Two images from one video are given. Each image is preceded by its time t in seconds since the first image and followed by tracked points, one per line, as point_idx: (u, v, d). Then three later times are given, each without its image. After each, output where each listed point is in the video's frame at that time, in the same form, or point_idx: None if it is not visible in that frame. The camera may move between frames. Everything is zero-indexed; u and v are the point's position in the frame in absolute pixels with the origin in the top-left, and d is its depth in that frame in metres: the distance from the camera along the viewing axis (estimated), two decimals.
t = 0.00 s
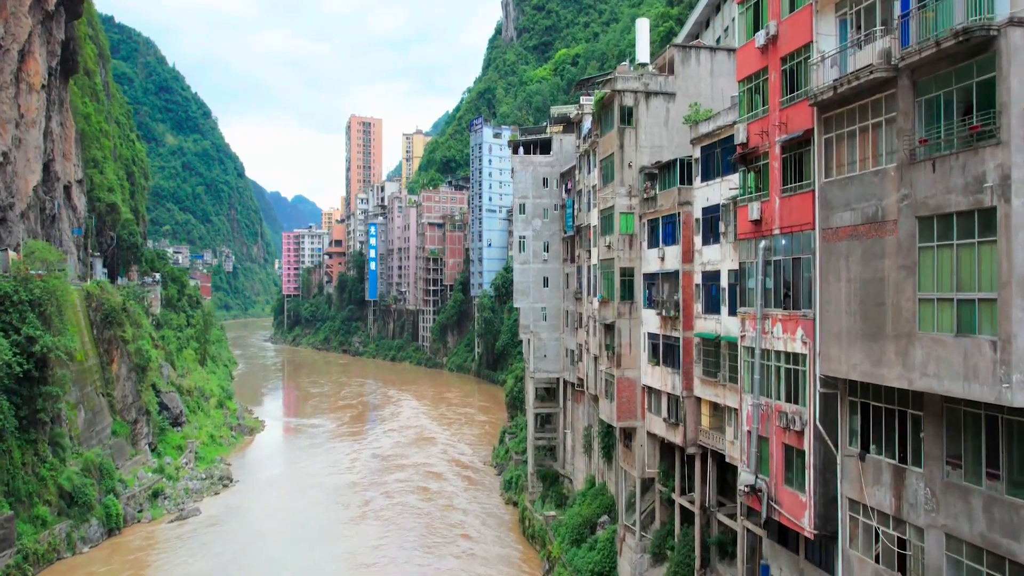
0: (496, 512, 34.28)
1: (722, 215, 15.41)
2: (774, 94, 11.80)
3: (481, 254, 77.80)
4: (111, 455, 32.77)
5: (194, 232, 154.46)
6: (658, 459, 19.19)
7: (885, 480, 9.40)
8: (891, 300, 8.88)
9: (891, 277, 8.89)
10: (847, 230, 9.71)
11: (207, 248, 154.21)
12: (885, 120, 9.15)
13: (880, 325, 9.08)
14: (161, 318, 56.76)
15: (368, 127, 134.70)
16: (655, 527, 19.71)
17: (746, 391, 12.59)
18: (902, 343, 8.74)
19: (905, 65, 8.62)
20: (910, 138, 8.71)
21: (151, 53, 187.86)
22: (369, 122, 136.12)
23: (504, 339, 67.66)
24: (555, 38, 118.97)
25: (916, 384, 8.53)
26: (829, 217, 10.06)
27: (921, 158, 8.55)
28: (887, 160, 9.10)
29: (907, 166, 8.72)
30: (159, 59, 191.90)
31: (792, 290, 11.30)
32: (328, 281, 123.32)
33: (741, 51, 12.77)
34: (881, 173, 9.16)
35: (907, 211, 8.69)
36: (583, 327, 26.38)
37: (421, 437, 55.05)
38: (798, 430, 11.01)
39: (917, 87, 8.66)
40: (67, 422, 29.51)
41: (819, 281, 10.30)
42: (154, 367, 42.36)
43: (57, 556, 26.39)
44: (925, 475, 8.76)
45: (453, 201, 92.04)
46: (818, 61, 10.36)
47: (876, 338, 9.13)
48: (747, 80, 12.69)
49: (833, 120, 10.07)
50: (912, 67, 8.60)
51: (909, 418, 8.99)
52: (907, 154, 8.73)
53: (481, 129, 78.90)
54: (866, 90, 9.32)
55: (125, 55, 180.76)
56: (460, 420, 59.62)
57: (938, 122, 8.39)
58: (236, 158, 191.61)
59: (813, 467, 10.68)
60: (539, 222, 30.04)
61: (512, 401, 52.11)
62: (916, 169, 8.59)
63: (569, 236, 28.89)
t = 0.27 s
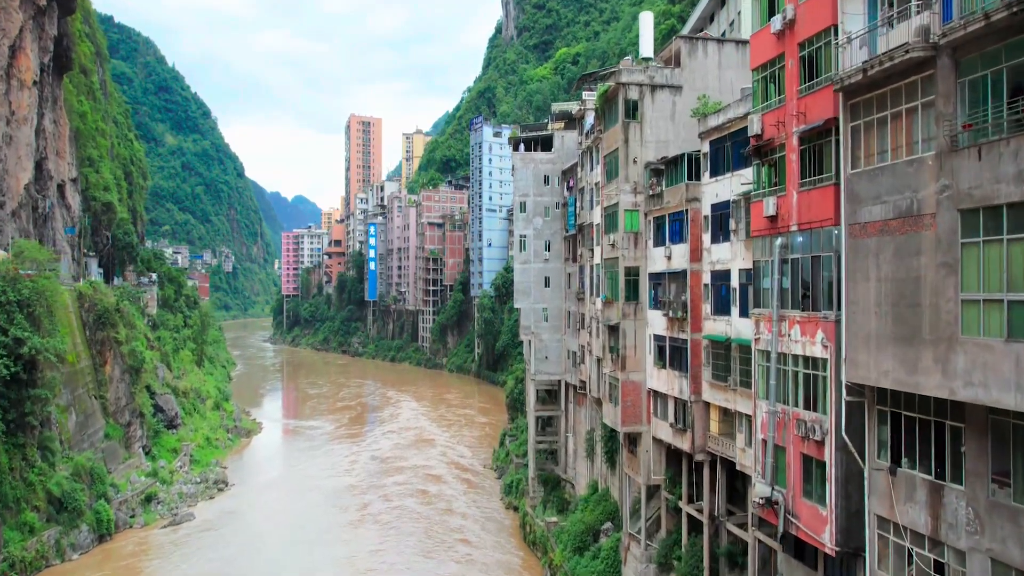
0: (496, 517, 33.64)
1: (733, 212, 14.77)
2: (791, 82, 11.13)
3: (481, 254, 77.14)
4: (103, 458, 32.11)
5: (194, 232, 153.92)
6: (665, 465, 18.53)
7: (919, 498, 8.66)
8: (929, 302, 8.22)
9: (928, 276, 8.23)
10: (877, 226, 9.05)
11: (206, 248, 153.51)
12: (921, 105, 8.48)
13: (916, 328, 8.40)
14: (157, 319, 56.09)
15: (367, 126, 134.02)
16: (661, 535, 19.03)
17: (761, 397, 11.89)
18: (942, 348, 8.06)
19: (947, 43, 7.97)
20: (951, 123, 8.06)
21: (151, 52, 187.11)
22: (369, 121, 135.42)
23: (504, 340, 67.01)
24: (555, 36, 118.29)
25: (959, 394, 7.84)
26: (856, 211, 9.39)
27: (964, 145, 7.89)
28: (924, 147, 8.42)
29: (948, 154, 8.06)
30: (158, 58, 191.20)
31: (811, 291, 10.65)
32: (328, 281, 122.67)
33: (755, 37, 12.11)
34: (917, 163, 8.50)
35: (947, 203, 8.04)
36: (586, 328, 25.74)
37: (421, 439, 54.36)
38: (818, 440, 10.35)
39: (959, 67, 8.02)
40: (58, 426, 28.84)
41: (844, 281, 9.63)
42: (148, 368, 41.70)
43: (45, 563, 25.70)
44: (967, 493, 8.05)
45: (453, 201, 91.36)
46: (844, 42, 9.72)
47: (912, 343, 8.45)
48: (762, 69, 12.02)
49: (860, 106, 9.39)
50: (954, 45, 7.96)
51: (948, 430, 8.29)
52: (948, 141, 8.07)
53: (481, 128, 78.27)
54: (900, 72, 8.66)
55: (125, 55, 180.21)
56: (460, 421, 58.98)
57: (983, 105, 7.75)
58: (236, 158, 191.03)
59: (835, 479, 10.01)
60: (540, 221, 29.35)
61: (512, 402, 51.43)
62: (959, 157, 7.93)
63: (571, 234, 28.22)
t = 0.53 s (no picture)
0: (496, 521, 32.95)
1: (744, 208, 14.11)
2: (811, 68, 10.44)
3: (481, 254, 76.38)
4: (94, 462, 31.39)
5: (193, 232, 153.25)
6: (671, 473, 17.83)
7: (963, 520, 7.95)
8: (977, 303, 7.52)
9: (976, 275, 7.52)
10: (915, 219, 8.36)
11: (206, 248, 152.79)
12: (968, 85, 7.76)
13: (961, 332, 7.70)
14: (153, 319, 55.38)
15: (367, 126, 133.21)
16: (667, 545, 18.30)
17: (778, 405, 11.20)
18: (991, 355, 7.36)
19: (999, 14, 7.26)
20: (1002, 104, 7.36)
21: (150, 52, 186.39)
22: (369, 120, 134.51)
23: (505, 340, 66.30)
24: (555, 35, 117.51)
25: (1013, 406, 7.11)
26: (890, 203, 8.72)
27: (1018, 129, 7.18)
28: (970, 133, 7.72)
29: (1000, 139, 7.36)
30: (157, 58, 190.52)
31: (833, 291, 9.96)
32: (327, 281, 121.93)
33: (771, 22, 11.41)
34: (962, 149, 7.80)
35: (999, 194, 7.34)
36: (588, 329, 25.04)
37: (420, 441, 53.63)
38: (842, 451, 9.64)
39: (1012, 41, 7.31)
40: (47, 429, 28.12)
41: (876, 280, 8.94)
42: (143, 370, 40.98)
43: (32, 571, 24.90)
44: (1019, 516, 7.32)
45: (453, 200, 90.59)
46: (875, 20, 9.01)
47: (956, 348, 7.76)
48: (778, 55, 11.32)
49: (895, 88, 8.68)
50: (1007, 17, 7.25)
51: (996, 445, 7.56)
52: (999, 124, 7.37)
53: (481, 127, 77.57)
54: (943, 49, 7.96)
55: (125, 54, 179.52)
56: (460, 423, 58.26)
57: None
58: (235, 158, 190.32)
59: (860, 495, 9.30)
60: (541, 219, 28.65)
61: (513, 404, 50.72)
62: (1013, 143, 7.23)
63: (573, 233, 27.55)
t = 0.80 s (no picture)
0: (496, 527, 32.22)
1: (758, 204, 13.42)
2: (834, 52, 9.70)
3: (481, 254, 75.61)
4: (84, 467, 30.62)
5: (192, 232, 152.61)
6: (679, 481, 17.10)
7: (1018, 548, 7.19)
8: None
9: None
10: (964, 212, 7.65)
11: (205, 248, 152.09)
12: None
13: (1019, 338, 6.97)
14: (149, 320, 54.65)
15: (366, 125, 131.99)
16: (675, 556, 17.54)
17: (797, 413, 10.46)
18: None
19: None
20: None
21: (150, 52, 185.73)
22: (368, 119, 133.07)
23: (505, 341, 65.61)
24: (555, 34, 116.87)
25: None
26: (934, 195, 8.01)
27: None
28: None
29: None
30: (157, 58, 189.75)
31: (858, 292, 9.24)
32: (326, 282, 121.13)
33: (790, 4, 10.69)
34: (1017, 134, 7.08)
35: None
36: (591, 331, 24.35)
37: (419, 443, 52.89)
38: (870, 466, 8.89)
39: None
40: (35, 433, 27.36)
41: (917, 279, 8.22)
42: (136, 371, 40.27)
43: None
44: None
45: (453, 199, 89.77)
46: None
47: (1013, 356, 7.02)
48: (798, 39, 10.59)
49: (939, 67, 7.95)
50: None
51: None
52: None
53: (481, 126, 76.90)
54: (996, 21, 7.24)
55: (124, 54, 178.87)
56: (459, 425, 57.54)
57: None
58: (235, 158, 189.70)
59: (891, 513, 8.56)
60: (542, 217, 27.94)
61: (513, 406, 49.98)
62: None
63: (575, 232, 26.82)
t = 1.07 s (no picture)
0: (497, 533, 31.50)
1: (774, 200, 12.70)
2: (864, 33, 8.95)
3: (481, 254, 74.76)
4: (74, 472, 29.85)
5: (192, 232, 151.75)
6: (688, 491, 16.36)
7: None
8: None
9: None
10: None
11: (205, 248, 151.27)
12: None
13: None
14: (144, 321, 53.87)
15: (366, 124, 131.49)
16: (683, 569, 16.76)
17: (820, 424, 9.69)
18: None
19: None
20: None
21: (149, 51, 185.02)
22: (368, 119, 132.54)
23: (505, 342, 64.91)
24: (556, 33, 116.14)
25: None
26: (990, 186, 7.24)
27: None
28: None
29: None
30: (156, 57, 188.94)
31: (892, 293, 8.47)
32: (325, 282, 120.36)
33: None
34: None
35: None
36: (595, 332, 23.61)
37: (418, 446, 52.14)
38: (904, 484, 8.13)
39: None
40: (22, 438, 26.58)
41: (969, 281, 7.45)
42: (130, 373, 39.53)
43: None
44: None
45: (453, 199, 88.80)
46: None
47: None
48: (822, 21, 9.85)
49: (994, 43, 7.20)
50: None
51: None
52: None
53: (481, 125, 76.23)
54: None
55: (123, 54, 178.10)
56: (459, 427, 56.81)
57: None
58: (234, 158, 189.01)
59: (930, 536, 7.81)
60: (544, 216, 27.20)
61: (514, 408, 49.23)
62: None
63: (577, 231, 26.08)
